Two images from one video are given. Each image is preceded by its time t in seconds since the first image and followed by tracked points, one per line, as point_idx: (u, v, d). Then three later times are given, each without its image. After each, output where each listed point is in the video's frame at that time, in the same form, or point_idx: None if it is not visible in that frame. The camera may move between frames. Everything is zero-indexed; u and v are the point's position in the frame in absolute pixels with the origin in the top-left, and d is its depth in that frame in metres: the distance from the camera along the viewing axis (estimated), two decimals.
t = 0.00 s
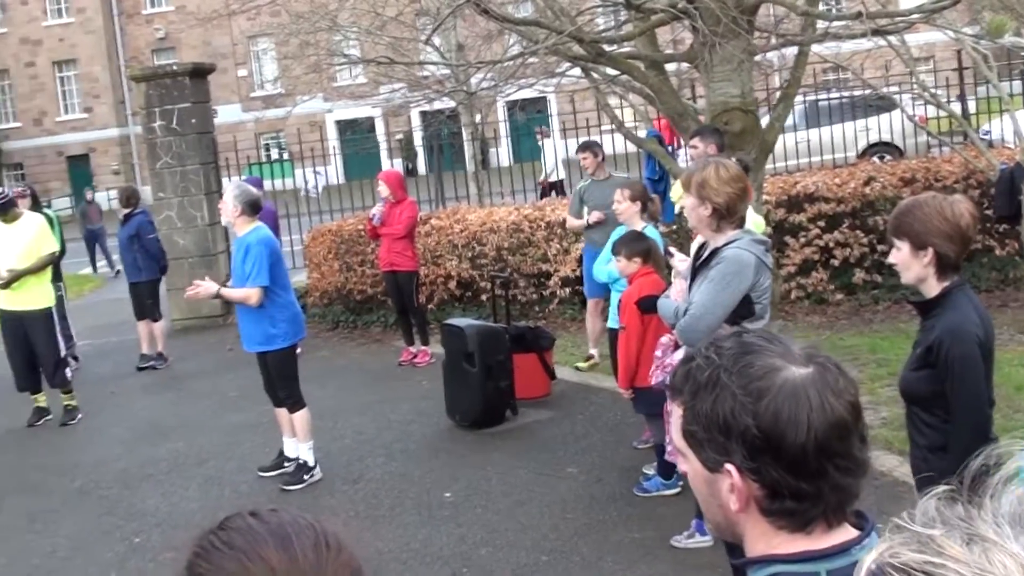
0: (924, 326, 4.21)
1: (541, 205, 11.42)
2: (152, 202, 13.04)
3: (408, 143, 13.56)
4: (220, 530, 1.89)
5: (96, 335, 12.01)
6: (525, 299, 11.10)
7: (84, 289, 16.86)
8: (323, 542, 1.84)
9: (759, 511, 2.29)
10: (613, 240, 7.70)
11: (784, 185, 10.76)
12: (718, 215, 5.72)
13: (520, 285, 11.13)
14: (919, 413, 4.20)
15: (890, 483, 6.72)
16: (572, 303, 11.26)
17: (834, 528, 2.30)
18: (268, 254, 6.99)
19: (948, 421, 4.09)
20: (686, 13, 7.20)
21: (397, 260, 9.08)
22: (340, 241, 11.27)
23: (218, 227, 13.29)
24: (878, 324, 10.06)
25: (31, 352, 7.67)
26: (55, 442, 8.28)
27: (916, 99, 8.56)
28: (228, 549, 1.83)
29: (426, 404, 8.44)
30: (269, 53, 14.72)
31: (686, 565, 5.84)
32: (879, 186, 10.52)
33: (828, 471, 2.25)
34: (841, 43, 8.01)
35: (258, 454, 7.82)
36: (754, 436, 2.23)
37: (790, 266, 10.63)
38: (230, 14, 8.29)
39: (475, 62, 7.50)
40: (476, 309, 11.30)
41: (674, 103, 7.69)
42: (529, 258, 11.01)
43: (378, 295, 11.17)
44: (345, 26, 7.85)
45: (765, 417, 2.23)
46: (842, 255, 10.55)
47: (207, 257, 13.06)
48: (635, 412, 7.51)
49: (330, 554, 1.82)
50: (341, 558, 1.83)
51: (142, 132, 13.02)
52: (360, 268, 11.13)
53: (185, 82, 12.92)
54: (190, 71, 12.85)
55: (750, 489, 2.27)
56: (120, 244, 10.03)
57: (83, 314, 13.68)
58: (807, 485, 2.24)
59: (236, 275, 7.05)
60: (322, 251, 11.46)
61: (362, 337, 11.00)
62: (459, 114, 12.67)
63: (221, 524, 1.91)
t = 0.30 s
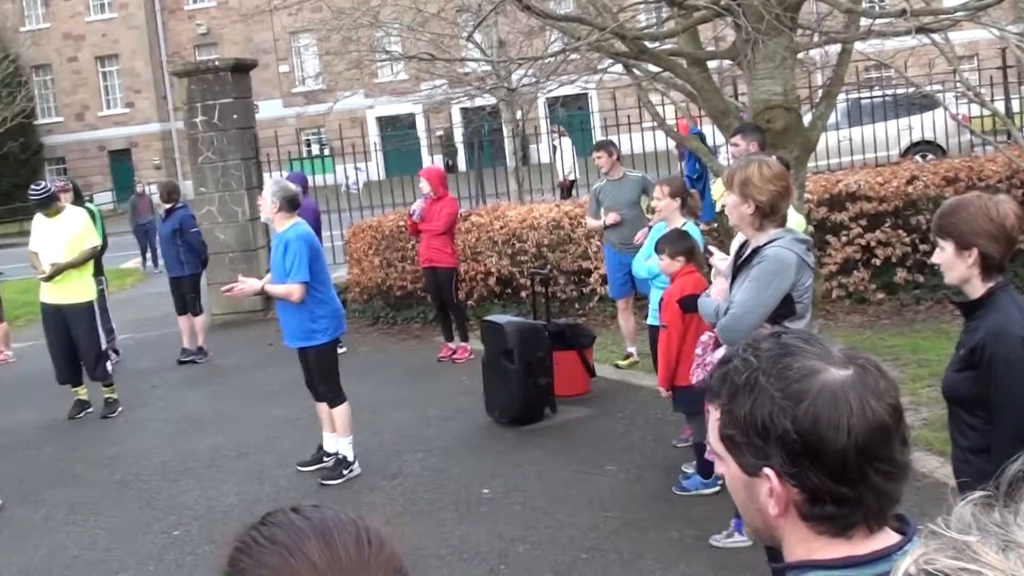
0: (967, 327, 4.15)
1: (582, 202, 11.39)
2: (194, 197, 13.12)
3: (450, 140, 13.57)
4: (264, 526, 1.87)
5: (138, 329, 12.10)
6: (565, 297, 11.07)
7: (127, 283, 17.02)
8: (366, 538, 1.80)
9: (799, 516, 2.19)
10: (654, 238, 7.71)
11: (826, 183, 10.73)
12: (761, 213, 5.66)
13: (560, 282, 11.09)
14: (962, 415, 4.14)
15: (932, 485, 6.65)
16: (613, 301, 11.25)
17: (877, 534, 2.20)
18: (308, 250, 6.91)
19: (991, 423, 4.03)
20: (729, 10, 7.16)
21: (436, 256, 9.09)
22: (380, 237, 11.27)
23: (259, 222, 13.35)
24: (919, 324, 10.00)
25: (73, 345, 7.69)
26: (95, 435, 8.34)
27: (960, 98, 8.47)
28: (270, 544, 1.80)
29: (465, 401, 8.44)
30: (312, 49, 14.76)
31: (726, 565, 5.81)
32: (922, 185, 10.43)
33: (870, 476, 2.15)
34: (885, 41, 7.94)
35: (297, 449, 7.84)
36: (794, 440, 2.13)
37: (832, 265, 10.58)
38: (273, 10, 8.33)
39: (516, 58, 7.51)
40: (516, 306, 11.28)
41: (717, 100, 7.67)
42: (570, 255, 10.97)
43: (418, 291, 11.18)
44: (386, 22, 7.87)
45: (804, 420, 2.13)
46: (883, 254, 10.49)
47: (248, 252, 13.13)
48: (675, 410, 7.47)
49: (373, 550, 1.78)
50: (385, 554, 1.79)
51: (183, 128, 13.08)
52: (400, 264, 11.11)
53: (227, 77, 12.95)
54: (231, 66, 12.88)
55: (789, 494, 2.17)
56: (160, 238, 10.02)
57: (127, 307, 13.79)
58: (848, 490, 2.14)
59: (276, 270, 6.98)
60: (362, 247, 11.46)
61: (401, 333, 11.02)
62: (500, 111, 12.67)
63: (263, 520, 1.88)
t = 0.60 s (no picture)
0: (1012, 327, 4.08)
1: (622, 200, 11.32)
2: (235, 195, 13.18)
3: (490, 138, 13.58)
4: (307, 525, 1.79)
5: (178, 326, 12.17)
6: (604, 295, 10.98)
7: (168, 280, 17.15)
8: (411, 539, 1.73)
9: (825, 511, 2.10)
10: (696, 237, 7.73)
11: (868, 182, 10.67)
12: (803, 211, 5.56)
13: (600, 281, 11.00)
14: (1007, 417, 4.07)
15: (976, 487, 6.58)
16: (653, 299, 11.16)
17: (909, 528, 2.10)
18: (349, 248, 6.88)
19: None
20: (770, 8, 7.16)
21: (475, 254, 9.10)
22: (420, 235, 11.28)
23: (299, 220, 13.39)
24: (961, 324, 9.93)
25: (114, 341, 7.73)
26: (135, 431, 8.39)
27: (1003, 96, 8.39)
28: (312, 544, 1.73)
29: (505, 399, 8.43)
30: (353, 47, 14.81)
31: (766, 566, 5.77)
32: (964, 185, 10.38)
33: (898, 467, 2.06)
34: (926, 39, 7.88)
35: (337, 447, 7.85)
36: (817, 430, 2.05)
37: (873, 265, 10.52)
38: (314, 9, 8.38)
39: (556, 56, 7.54)
40: (556, 304, 11.19)
41: (758, 99, 7.70)
42: (610, 253, 10.87)
43: (457, 289, 11.17)
44: (426, 21, 7.90)
45: (827, 409, 2.05)
46: (925, 254, 10.42)
47: (287, 250, 13.17)
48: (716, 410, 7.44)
49: (419, 552, 1.72)
50: (430, 555, 1.73)
51: (224, 126, 13.14)
52: (439, 262, 11.10)
53: (267, 76, 13.01)
54: (272, 65, 12.92)
55: (814, 488, 2.09)
56: (200, 236, 10.06)
57: (167, 305, 13.88)
58: (874, 482, 2.05)
59: (317, 267, 6.96)
60: (402, 246, 11.47)
61: (440, 331, 11.03)
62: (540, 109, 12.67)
63: (305, 519, 1.80)
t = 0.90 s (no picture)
0: None
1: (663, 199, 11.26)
2: (275, 192, 13.24)
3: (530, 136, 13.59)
4: (350, 524, 1.88)
5: (218, 323, 12.26)
6: (644, 295, 10.96)
7: (208, 277, 17.28)
8: (453, 539, 1.83)
9: (834, 528, 2.09)
10: (734, 235, 7.73)
11: (909, 182, 10.64)
12: (849, 210, 5.49)
13: (640, 280, 10.99)
14: None
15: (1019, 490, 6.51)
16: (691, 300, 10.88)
17: (925, 540, 2.04)
18: (391, 246, 6.89)
19: None
20: (813, 6, 7.15)
21: (515, 253, 9.10)
22: (460, 234, 11.31)
23: (339, 217, 13.42)
24: (1002, 326, 9.88)
25: (154, 338, 7.78)
26: (174, 427, 8.44)
27: None
28: (356, 544, 1.82)
29: (544, 398, 8.42)
30: (394, 45, 14.85)
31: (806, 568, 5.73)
32: (1006, 185, 10.29)
33: (901, 480, 2.00)
34: (969, 37, 7.80)
35: (376, 445, 7.85)
36: (813, 446, 2.02)
37: (914, 265, 10.51)
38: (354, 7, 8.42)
39: (597, 54, 7.57)
40: (595, 304, 11.14)
41: (800, 98, 7.69)
42: (650, 252, 10.82)
43: (497, 287, 11.17)
44: (467, 20, 7.93)
45: (821, 424, 2.01)
46: (966, 254, 10.37)
47: (327, 247, 13.22)
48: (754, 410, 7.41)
49: (460, 551, 1.81)
50: (471, 554, 1.82)
51: (264, 124, 13.20)
52: (478, 261, 11.11)
53: (307, 74, 13.05)
54: (312, 63, 12.94)
55: (819, 506, 2.07)
56: (246, 232, 10.06)
57: (208, 301, 13.95)
58: (878, 496, 2.01)
59: (358, 265, 6.98)
60: (441, 244, 11.52)
61: (479, 329, 11.04)
62: (580, 107, 12.67)
63: (351, 518, 1.89)
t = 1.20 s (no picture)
0: None
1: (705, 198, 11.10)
2: (315, 190, 13.28)
3: (570, 134, 13.58)
4: (395, 522, 1.85)
5: (258, 319, 12.34)
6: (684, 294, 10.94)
7: (248, 274, 17.39)
8: (499, 539, 1.80)
9: (855, 563, 2.05)
10: (775, 235, 7.69)
11: (952, 182, 10.54)
12: (894, 210, 5.19)
13: (680, 280, 10.96)
14: None
15: None
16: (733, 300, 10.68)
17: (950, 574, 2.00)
18: (434, 244, 6.89)
19: None
20: (855, 5, 7.13)
21: (555, 252, 9.09)
22: (500, 232, 11.33)
23: (380, 215, 13.45)
24: None
25: (195, 334, 7.85)
26: (214, 423, 8.48)
27: None
28: (401, 542, 1.79)
29: (583, 397, 8.41)
30: (434, 43, 14.90)
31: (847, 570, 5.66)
32: None
33: (923, 515, 1.94)
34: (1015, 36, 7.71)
35: (416, 443, 7.86)
36: (829, 481, 1.97)
37: (956, 266, 10.44)
38: (394, 6, 8.43)
39: (638, 53, 7.63)
40: (635, 303, 11.15)
41: (842, 97, 7.69)
42: (691, 252, 10.77)
43: (536, 286, 11.14)
44: (508, 18, 7.97)
45: (837, 458, 1.96)
46: (1010, 256, 10.28)
47: (367, 245, 13.25)
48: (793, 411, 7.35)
49: (507, 551, 1.78)
50: (518, 555, 1.79)
51: (306, 122, 13.26)
52: (518, 260, 11.08)
53: (348, 72, 13.07)
54: (353, 61, 12.99)
55: (838, 540, 2.03)
56: (293, 229, 10.13)
57: (248, 299, 14.04)
58: (899, 532, 1.96)
59: (402, 261, 7.00)
60: (482, 243, 11.56)
61: (519, 328, 11.05)
62: (622, 106, 12.65)
63: (395, 518, 1.86)
